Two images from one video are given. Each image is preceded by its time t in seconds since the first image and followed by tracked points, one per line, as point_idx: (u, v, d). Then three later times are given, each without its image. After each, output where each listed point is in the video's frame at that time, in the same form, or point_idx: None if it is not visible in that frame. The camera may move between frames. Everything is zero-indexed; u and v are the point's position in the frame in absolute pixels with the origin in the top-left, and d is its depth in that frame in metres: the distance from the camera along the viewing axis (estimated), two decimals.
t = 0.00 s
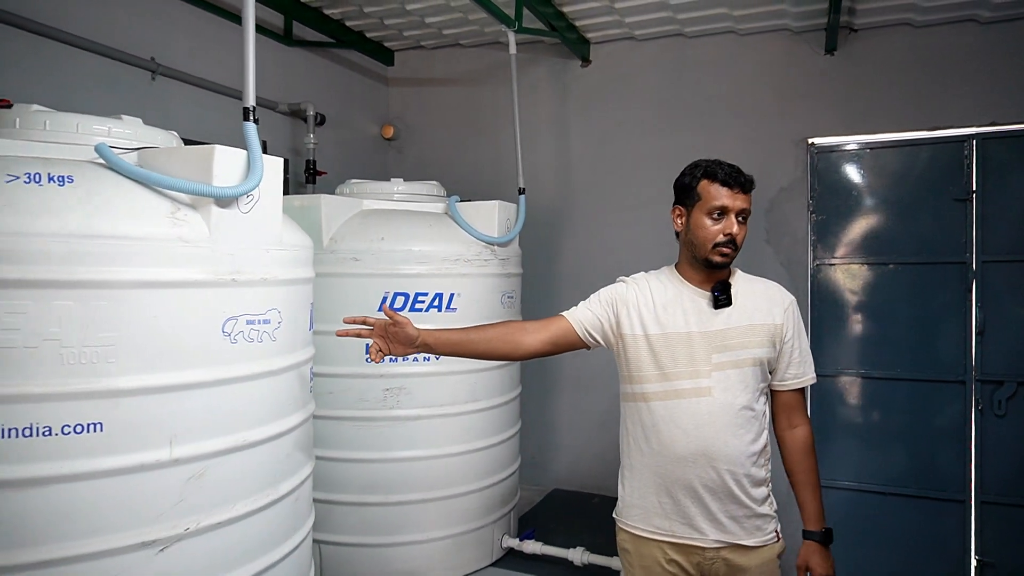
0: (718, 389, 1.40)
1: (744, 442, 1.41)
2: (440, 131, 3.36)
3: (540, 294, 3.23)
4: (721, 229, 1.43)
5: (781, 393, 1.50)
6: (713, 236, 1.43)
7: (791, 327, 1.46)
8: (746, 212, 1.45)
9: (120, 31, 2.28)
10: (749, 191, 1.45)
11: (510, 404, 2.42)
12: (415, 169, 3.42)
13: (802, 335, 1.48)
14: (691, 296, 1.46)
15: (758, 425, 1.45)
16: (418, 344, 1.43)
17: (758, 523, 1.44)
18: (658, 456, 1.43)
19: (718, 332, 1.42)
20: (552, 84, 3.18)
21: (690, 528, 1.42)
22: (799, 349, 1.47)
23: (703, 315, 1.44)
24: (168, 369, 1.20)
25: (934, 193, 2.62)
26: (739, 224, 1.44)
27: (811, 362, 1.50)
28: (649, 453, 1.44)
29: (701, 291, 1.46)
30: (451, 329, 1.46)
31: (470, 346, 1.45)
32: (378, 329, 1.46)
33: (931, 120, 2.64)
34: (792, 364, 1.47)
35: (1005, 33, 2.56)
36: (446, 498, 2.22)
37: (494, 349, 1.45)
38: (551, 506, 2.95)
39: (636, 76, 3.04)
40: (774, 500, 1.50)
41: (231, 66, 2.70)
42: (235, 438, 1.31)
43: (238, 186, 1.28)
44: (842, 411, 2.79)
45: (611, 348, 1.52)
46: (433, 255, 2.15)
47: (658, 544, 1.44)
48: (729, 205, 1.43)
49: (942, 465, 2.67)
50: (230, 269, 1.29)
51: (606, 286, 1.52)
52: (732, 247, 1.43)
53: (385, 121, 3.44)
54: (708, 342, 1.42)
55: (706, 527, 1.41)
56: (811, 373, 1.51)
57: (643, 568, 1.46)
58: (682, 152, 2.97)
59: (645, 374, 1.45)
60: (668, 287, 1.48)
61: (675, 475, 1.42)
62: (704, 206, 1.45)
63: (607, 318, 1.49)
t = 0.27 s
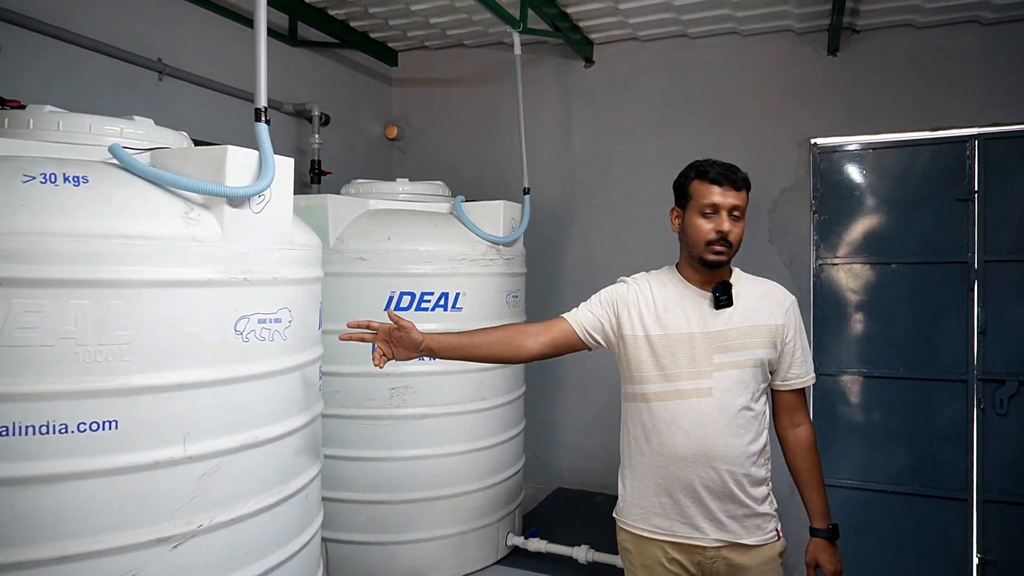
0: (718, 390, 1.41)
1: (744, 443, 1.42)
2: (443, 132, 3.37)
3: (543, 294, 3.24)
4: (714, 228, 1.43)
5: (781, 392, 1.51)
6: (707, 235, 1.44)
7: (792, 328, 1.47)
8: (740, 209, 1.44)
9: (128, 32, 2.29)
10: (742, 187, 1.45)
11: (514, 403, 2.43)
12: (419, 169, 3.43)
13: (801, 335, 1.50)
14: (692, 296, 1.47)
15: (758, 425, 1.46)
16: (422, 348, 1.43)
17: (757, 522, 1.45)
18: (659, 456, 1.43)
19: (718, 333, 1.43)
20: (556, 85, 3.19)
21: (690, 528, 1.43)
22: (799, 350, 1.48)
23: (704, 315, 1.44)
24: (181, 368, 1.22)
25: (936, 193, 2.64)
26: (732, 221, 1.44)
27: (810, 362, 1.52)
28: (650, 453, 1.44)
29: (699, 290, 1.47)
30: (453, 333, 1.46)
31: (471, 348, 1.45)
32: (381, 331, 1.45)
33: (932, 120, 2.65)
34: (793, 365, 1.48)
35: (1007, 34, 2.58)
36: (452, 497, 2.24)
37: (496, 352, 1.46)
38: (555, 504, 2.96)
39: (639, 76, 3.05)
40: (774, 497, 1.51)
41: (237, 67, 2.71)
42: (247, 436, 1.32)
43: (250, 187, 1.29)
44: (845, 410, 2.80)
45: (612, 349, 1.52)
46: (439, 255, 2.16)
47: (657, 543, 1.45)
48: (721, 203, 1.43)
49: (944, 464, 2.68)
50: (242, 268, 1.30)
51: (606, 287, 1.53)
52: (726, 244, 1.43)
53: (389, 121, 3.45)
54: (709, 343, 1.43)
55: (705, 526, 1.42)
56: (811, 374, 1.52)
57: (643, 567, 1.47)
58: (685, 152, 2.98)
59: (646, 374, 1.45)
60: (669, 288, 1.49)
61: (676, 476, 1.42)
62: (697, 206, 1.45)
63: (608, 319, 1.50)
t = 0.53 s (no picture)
0: (713, 392, 1.41)
1: (739, 445, 1.41)
2: (447, 132, 3.38)
3: (547, 293, 3.25)
4: (695, 222, 1.44)
5: (775, 395, 1.51)
6: (688, 230, 1.45)
7: (789, 333, 1.47)
8: (724, 204, 1.44)
9: (136, 33, 2.30)
10: (726, 183, 1.45)
11: (520, 402, 2.44)
12: (423, 169, 3.43)
13: (799, 340, 1.49)
14: (690, 296, 1.46)
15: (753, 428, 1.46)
16: (423, 326, 1.39)
17: (750, 523, 1.44)
18: (654, 456, 1.43)
19: (714, 335, 1.43)
20: (560, 85, 3.20)
21: (683, 528, 1.42)
22: (796, 355, 1.48)
23: (699, 317, 1.44)
24: (194, 367, 1.22)
25: (940, 193, 2.64)
26: (715, 217, 1.44)
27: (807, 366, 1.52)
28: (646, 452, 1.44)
29: (696, 291, 1.46)
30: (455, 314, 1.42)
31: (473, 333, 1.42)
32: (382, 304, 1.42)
33: (936, 120, 2.66)
34: (789, 369, 1.48)
35: (1011, 34, 2.58)
36: (458, 496, 2.24)
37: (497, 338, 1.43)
38: (559, 503, 2.97)
39: (643, 77, 3.06)
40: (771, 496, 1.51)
41: (243, 67, 2.72)
42: (259, 436, 1.33)
43: (263, 187, 1.30)
44: (848, 410, 2.81)
45: (608, 346, 1.52)
46: (445, 255, 2.17)
47: (651, 541, 1.45)
48: (701, 198, 1.44)
49: (947, 463, 2.69)
50: (255, 268, 1.31)
51: (607, 283, 1.53)
52: (709, 239, 1.42)
53: (393, 121, 3.46)
54: (705, 345, 1.42)
55: (699, 527, 1.42)
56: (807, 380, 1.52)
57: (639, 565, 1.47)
58: (689, 152, 2.99)
59: (641, 374, 1.45)
60: (666, 287, 1.49)
61: (670, 477, 1.42)
62: (681, 205, 1.47)
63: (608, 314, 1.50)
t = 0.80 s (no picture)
0: (713, 389, 1.39)
1: (739, 442, 1.40)
2: (451, 130, 3.39)
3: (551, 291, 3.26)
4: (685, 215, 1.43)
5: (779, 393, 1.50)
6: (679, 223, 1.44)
7: (792, 330, 1.45)
8: (716, 196, 1.42)
9: (144, 30, 2.30)
10: (719, 176, 1.43)
11: (526, 399, 2.44)
12: (427, 167, 3.44)
13: (804, 338, 1.48)
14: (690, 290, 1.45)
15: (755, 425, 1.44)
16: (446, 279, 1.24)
17: (750, 521, 1.43)
18: (655, 450, 1.43)
19: (716, 330, 1.41)
20: (564, 83, 3.20)
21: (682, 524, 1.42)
22: (799, 352, 1.46)
23: (701, 312, 1.42)
24: (207, 361, 1.23)
25: (944, 190, 2.65)
26: (706, 209, 1.42)
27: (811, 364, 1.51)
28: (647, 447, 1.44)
29: (692, 285, 1.45)
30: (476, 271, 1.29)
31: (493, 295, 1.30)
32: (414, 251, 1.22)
33: (941, 118, 2.66)
34: (792, 367, 1.47)
35: (1015, 32, 2.59)
36: (465, 492, 2.25)
37: (517, 304, 1.32)
38: (563, 500, 2.98)
39: (647, 75, 3.07)
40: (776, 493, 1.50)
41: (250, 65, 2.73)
42: (272, 429, 1.34)
43: (276, 181, 1.31)
44: (853, 407, 2.81)
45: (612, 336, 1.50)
46: (452, 251, 2.18)
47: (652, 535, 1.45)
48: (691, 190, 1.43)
49: (952, 460, 2.70)
50: (268, 262, 1.32)
51: (615, 271, 1.50)
52: (698, 231, 1.41)
53: (397, 119, 3.46)
54: (706, 340, 1.41)
55: (698, 523, 1.41)
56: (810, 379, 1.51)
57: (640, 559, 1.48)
58: (693, 150, 3.00)
59: (642, 368, 1.44)
60: (668, 280, 1.47)
61: (670, 472, 1.41)
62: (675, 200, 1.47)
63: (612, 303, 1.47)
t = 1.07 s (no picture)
0: (734, 397, 1.27)
1: (761, 456, 1.27)
2: (459, 129, 3.40)
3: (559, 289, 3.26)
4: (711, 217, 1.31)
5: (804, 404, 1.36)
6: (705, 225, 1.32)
7: (824, 337, 1.30)
8: (746, 197, 1.29)
9: (156, 29, 2.32)
10: (750, 174, 1.30)
11: (534, 396, 2.45)
12: (435, 166, 3.45)
13: (836, 344, 1.33)
14: (712, 293, 1.32)
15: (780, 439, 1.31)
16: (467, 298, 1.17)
17: (770, 543, 1.30)
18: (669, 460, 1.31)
19: (738, 334, 1.28)
20: (572, 82, 3.21)
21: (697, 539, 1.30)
22: (830, 361, 1.32)
23: (724, 314, 1.30)
24: (222, 355, 1.24)
25: (953, 188, 2.65)
26: (736, 211, 1.30)
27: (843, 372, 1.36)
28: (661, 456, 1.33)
29: (715, 291, 1.32)
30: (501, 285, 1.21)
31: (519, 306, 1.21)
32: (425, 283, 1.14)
33: (949, 116, 2.66)
34: (822, 376, 1.32)
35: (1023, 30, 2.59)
36: (473, 489, 2.26)
37: (545, 314, 1.23)
38: (571, 498, 2.98)
39: (655, 74, 3.07)
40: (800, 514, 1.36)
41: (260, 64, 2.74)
42: (285, 423, 1.35)
43: (290, 177, 1.32)
44: (861, 405, 2.82)
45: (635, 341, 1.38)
46: (461, 249, 2.19)
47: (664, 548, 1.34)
48: (719, 190, 1.30)
49: (960, 458, 2.69)
50: (281, 259, 1.33)
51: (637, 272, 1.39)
52: (725, 235, 1.29)
53: (405, 118, 3.47)
54: (727, 345, 1.28)
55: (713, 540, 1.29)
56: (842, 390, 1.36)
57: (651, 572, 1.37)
58: (701, 149, 3.00)
59: (659, 372, 1.33)
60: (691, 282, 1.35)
61: (686, 484, 1.30)
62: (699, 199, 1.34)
63: (634, 307, 1.35)
